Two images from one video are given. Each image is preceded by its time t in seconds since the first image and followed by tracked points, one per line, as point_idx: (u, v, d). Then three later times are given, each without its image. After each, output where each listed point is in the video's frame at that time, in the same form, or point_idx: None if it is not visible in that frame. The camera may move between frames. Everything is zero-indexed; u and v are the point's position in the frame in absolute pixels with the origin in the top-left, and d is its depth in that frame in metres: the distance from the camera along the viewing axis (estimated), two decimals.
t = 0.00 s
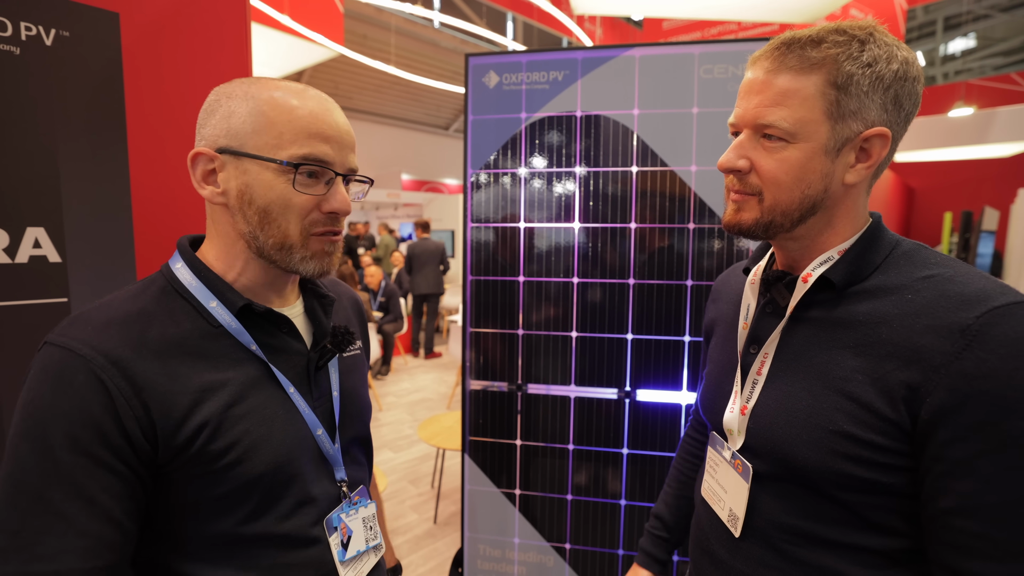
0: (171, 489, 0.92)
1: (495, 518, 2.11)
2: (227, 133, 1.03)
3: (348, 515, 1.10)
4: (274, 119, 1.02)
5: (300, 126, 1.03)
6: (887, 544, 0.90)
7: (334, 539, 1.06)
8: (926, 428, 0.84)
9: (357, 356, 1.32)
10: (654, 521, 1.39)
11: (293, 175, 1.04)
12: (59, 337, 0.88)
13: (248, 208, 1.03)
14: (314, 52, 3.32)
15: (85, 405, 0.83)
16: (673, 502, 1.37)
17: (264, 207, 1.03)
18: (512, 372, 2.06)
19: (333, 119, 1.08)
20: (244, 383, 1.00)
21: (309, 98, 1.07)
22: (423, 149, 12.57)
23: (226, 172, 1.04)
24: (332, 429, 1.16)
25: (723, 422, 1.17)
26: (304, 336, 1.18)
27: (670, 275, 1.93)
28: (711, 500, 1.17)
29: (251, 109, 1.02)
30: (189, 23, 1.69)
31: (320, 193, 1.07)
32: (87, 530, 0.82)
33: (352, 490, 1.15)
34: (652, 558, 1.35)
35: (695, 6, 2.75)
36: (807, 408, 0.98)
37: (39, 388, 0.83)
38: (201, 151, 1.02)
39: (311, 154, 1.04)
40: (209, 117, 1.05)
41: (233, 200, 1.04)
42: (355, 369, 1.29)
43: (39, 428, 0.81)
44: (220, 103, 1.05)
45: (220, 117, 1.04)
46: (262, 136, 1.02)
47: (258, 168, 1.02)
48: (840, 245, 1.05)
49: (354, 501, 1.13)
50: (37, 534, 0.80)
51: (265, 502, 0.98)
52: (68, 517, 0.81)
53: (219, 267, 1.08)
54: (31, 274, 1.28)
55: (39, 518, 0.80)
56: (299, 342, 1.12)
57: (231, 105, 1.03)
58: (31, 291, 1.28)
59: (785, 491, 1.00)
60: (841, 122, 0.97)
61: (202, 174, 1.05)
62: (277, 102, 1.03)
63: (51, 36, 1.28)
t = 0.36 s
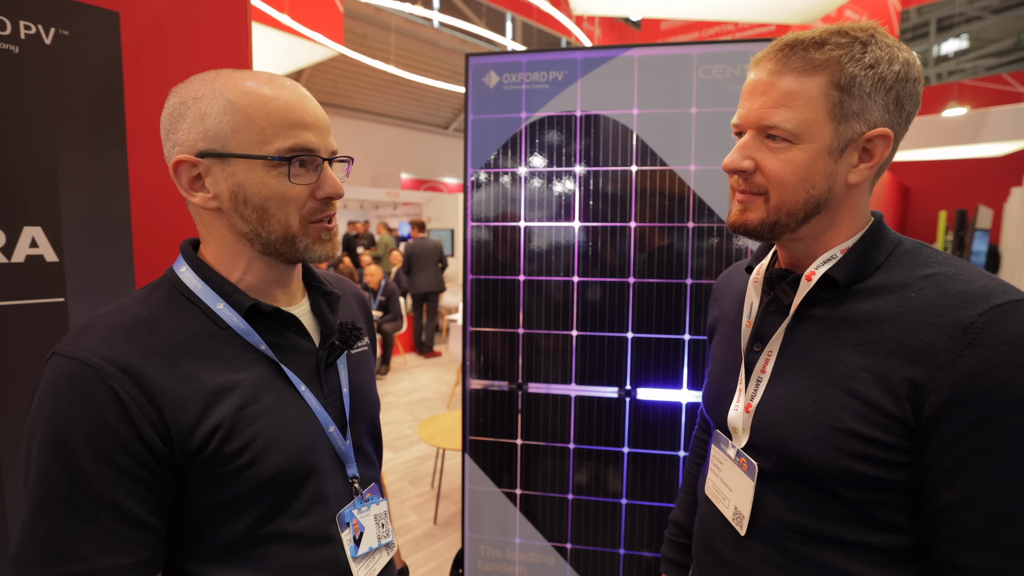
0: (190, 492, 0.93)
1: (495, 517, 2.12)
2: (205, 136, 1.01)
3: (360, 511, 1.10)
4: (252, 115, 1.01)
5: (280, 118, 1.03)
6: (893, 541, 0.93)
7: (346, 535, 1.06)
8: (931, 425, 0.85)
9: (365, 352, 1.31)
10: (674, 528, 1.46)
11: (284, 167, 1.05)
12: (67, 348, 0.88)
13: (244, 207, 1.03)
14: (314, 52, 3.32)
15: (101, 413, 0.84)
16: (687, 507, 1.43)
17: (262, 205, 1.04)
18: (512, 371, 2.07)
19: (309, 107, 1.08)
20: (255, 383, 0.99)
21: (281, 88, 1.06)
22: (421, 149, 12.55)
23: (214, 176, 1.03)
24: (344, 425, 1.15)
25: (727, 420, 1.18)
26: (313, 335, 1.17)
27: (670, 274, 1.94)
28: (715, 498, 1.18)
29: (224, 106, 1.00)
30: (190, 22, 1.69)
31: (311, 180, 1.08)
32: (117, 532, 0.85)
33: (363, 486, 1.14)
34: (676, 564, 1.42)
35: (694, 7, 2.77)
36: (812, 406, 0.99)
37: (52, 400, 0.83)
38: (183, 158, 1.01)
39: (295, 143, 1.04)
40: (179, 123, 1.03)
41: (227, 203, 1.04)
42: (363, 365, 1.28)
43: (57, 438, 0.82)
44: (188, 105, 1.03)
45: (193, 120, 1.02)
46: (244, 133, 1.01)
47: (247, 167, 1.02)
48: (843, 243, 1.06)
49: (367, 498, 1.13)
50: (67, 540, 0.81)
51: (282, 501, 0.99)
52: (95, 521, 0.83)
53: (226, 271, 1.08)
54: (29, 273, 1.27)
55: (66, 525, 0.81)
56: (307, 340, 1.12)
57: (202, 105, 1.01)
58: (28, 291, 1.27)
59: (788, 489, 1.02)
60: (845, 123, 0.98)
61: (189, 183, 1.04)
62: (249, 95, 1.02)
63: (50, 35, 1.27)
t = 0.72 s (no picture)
0: (191, 492, 0.93)
1: (495, 515, 2.12)
2: (212, 117, 1.03)
3: (369, 502, 1.12)
4: (259, 97, 1.04)
5: (285, 101, 1.06)
6: (895, 535, 0.93)
7: (357, 526, 1.07)
8: (932, 420, 0.86)
9: (360, 347, 1.34)
10: (672, 526, 1.47)
11: (288, 145, 1.06)
12: (72, 346, 0.87)
13: (245, 185, 1.04)
14: (312, 51, 3.32)
15: (99, 412, 0.83)
16: (688, 505, 1.44)
17: (262, 182, 1.04)
18: (511, 369, 2.07)
19: (312, 99, 1.12)
20: (261, 378, 1.00)
21: (286, 81, 1.10)
22: (419, 148, 12.54)
23: (218, 154, 1.04)
24: (351, 417, 1.17)
25: (731, 414, 1.20)
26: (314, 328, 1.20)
27: (668, 270, 1.94)
28: (719, 492, 1.20)
29: (234, 90, 1.03)
30: (189, 21, 1.70)
31: (313, 162, 1.09)
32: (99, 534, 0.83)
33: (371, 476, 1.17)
34: (675, 562, 1.42)
35: (691, 5, 2.77)
36: (816, 401, 1.00)
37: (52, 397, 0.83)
38: (190, 136, 1.02)
39: (300, 125, 1.07)
40: (189, 107, 1.05)
41: (228, 181, 1.04)
42: (362, 359, 1.33)
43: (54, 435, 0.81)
44: (198, 91, 1.05)
45: (202, 103, 1.04)
46: (250, 113, 1.03)
47: (251, 145, 1.03)
48: (851, 238, 1.07)
49: (374, 489, 1.16)
50: (52, 540, 0.80)
51: (286, 499, 0.98)
52: (80, 523, 0.82)
53: (220, 253, 1.08)
54: (30, 273, 1.28)
55: (51, 524, 0.80)
56: (309, 334, 1.14)
57: (212, 90, 1.04)
58: (28, 291, 1.28)
59: (792, 482, 1.03)
60: (855, 119, 0.99)
61: (192, 162, 1.05)
62: (258, 82, 1.05)
63: (48, 34, 1.27)
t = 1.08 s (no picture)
0: (192, 478, 0.93)
1: (491, 514, 2.13)
2: (236, 128, 1.03)
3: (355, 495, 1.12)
4: (286, 116, 1.06)
5: (308, 122, 1.09)
6: (892, 529, 0.94)
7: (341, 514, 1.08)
8: (925, 415, 0.87)
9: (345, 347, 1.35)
10: (672, 523, 1.48)
11: (308, 166, 1.09)
12: (68, 334, 0.86)
13: (263, 196, 1.05)
14: (305, 52, 3.31)
15: (106, 393, 0.83)
16: (687, 502, 1.45)
17: (280, 196, 1.06)
18: (507, 368, 2.08)
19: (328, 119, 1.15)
20: (260, 370, 1.02)
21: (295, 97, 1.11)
22: (415, 148, 12.53)
23: (238, 164, 1.04)
24: (338, 410, 1.18)
25: (729, 411, 1.22)
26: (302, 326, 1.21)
27: (662, 269, 1.95)
28: (717, 489, 1.21)
29: (263, 107, 1.05)
30: (183, 25, 1.70)
31: (326, 184, 1.13)
32: (122, 520, 0.82)
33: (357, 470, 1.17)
34: (675, 557, 1.43)
35: (683, 5, 2.78)
36: (812, 398, 1.02)
37: (52, 381, 0.81)
38: (213, 141, 1.02)
39: (320, 147, 1.10)
40: (211, 112, 1.04)
41: (246, 190, 1.05)
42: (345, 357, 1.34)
43: (58, 418, 0.80)
44: (223, 100, 1.05)
45: (226, 112, 1.04)
46: (276, 131, 1.05)
47: (274, 160, 1.05)
48: (844, 237, 1.08)
49: (361, 484, 1.15)
50: (67, 525, 0.78)
51: (287, 485, 1.00)
52: (99, 507, 0.80)
53: (225, 252, 1.07)
54: (25, 275, 1.28)
55: (69, 509, 0.78)
56: (298, 330, 1.15)
57: (238, 101, 1.05)
58: (23, 294, 1.28)
59: (790, 478, 1.04)
60: (846, 119, 1.00)
61: (210, 165, 1.04)
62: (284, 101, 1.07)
63: (41, 37, 1.27)
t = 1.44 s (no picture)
0: (187, 479, 0.94)
1: (488, 514, 2.14)
2: (209, 131, 1.04)
3: (340, 497, 1.14)
4: (256, 116, 1.06)
5: (280, 120, 1.09)
6: (888, 524, 0.95)
7: (327, 519, 1.10)
8: (919, 410, 0.88)
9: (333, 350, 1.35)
10: (669, 523, 1.49)
11: (281, 165, 1.09)
12: (73, 334, 0.87)
13: (236, 198, 1.06)
14: (301, 53, 3.32)
15: (112, 397, 0.84)
16: (684, 501, 1.47)
17: (253, 196, 1.06)
18: (503, 368, 2.09)
19: (305, 117, 1.15)
20: (253, 373, 1.04)
21: (282, 98, 1.12)
22: (413, 148, 12.53)
23: (211, 167, 1.05)
24: (322, 413, 1.18)
25: (726, 409, 1.23)
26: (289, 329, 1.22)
27: (658, 269, 1.96)
28: (714, 486, 1.22)
29: (234, 109, 1.05)
30: (180, 27, 1.71)
31: (301, 181, 1.12)
32: (123, 518, 0.84)
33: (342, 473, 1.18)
34: (671, 558, 1.44)
35: (679, 6, 2.79)
36: (808, 395, 1.03)
37: (60, 384, 0.82)
38: (186, 147, 1.03)
39: (293, 145, 1.10)
40: (186, 118, 1.05)
41: (220, 193, 1.06)
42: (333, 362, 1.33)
43: (63, 421, 0.80)
44: (197, 105, 1.06)
45: (200, 116, 1.05)
46: (246, 131, 1.05)
47: (245, 161, 1.05)
48: (839, 236, 1.09)
49: (345, 485, 1.17)
50: (70, 523, 0.79)
51: (273, 488, 1.01)
52: (101, 507, 0.82)
53: (203, 255, 1.08)
54: (25, 277, 1.29)
55: (71, 509, 0.80)
56: (287, 334, 1.16)
57: (210, 104, 1.06)
58: (22, 294, 1.29)
59: (787, 474, 1.05)
60: (838, 120, 1.01)
61: (185, 170, 1.05)
62: (256, 101, 1.08)
63: (39, 40, 1.28)
